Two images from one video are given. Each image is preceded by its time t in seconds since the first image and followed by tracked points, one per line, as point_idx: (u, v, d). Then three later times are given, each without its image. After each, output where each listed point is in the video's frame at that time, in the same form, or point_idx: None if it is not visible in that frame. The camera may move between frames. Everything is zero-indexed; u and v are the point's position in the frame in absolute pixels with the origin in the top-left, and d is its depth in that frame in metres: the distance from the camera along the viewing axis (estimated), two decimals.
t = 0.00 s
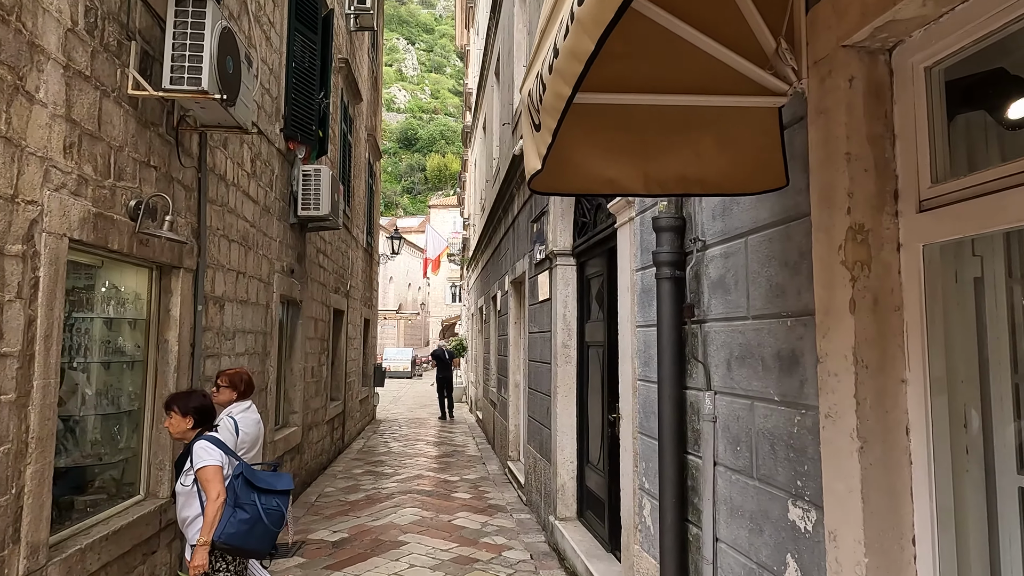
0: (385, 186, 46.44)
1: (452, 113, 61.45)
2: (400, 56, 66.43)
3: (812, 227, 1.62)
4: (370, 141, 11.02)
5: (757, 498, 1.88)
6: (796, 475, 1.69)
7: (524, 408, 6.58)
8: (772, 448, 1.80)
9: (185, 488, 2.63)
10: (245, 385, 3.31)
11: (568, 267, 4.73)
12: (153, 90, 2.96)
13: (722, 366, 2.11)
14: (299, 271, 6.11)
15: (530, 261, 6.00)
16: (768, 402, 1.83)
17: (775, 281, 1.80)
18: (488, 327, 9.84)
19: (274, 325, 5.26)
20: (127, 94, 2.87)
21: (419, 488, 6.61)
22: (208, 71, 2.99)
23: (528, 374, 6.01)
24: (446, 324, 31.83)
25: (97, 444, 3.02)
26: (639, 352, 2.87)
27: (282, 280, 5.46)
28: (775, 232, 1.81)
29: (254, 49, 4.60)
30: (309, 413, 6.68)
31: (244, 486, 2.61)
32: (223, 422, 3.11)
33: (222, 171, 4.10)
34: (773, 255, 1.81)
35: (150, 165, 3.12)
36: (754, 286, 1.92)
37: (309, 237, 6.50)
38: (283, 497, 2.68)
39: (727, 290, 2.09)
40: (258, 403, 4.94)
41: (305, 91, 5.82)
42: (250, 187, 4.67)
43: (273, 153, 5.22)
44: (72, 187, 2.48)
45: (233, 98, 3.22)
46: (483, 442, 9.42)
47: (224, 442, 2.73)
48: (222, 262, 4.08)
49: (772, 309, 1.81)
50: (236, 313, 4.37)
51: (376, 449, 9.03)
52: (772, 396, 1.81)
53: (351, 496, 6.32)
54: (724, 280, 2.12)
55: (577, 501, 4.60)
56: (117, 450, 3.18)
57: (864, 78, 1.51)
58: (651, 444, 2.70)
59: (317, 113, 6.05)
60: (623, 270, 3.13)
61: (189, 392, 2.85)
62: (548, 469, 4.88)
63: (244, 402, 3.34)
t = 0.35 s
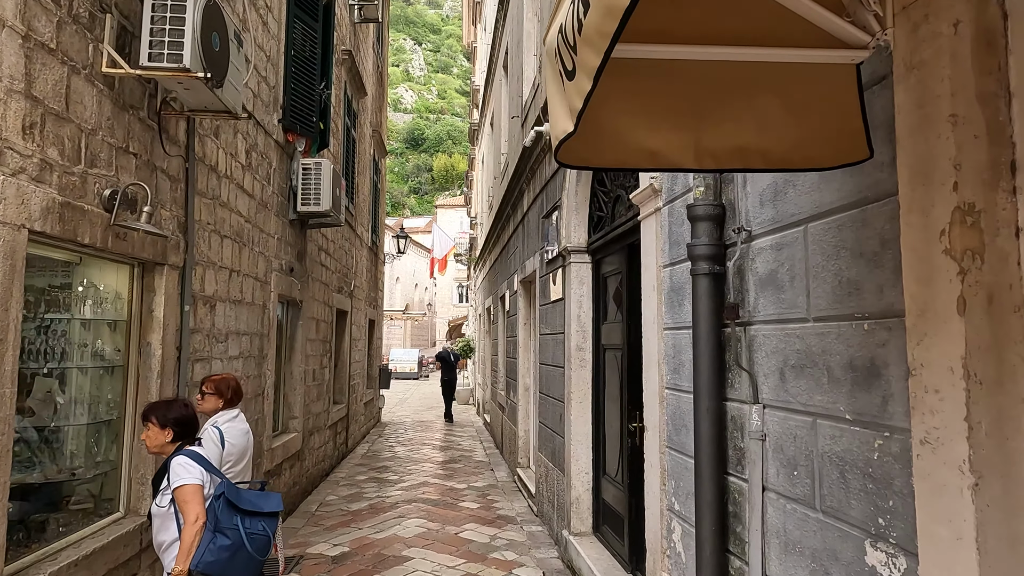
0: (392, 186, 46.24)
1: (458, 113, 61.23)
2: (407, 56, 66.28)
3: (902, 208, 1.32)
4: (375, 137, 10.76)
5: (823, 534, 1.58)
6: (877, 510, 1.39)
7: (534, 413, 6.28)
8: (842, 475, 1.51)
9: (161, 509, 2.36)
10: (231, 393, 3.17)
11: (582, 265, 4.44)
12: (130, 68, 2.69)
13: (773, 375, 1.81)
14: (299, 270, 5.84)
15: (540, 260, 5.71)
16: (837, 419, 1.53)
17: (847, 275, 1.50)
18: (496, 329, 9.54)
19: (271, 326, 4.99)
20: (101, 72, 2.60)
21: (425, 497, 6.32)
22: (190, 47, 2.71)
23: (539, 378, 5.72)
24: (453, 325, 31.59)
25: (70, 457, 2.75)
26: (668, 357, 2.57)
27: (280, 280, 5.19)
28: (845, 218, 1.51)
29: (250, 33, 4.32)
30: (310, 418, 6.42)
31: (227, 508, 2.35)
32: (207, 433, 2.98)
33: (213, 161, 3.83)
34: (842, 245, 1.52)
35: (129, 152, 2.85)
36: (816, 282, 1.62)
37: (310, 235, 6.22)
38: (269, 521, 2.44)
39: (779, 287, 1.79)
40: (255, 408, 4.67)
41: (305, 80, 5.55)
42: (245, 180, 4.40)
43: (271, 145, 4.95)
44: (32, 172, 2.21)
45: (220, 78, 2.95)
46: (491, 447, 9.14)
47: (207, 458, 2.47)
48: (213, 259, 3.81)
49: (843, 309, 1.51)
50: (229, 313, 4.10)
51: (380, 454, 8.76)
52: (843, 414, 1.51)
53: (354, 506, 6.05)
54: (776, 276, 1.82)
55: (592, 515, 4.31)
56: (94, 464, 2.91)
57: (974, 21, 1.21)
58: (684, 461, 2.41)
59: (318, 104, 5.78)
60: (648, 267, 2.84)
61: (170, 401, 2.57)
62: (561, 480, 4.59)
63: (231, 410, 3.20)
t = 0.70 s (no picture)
0: (398, 186, 46.03)
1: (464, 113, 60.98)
2: (413, 56, 66.04)
3: (1016, 153, 1.03)
4: (378, 131, 10.50)
5: (899, 566, 1.28)
6: (980, 542, 1.09)
7: (542, 414, 5.99)
8: (928, 495, 1.21)
9: (121, 523, 2.08)
10: (207, 392, 2.94)
11: (594, 256, 4.15)
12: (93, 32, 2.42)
13: (829, 371, 1.52)
14: (295, 264, 5.58)
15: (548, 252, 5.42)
16: (919, 425, 1.23)
17: (935, 247, 1.20)
18: (503, 327, 9.26)
19: (264, 322, 4.72)
20: (59, 36, 2.33)
21: (427, 502, 6.05)
22: (159, 8, 2.44)
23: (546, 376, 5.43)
24: (459, 325, 31.33)
25: (32, 463, 2.50)
26: (694, 352, 2.28)
27: (273, 274, 4.93)
28: (931, 176, 1.21)
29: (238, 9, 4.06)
30: (308, 420, 6.15)
31: (193, 523, 2.05)
32: (182, 435, 2.76)
33: (197, 144, 3.56)
34: (927, 210, 1.22)
35: (95, 127, 2.59)
36: (886, 257, 1.33)
37: (307, 228, 5.97)
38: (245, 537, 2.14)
39: (836, 266, 1.50)
40: (246, 409, 4.40)
41: (301, 65, 5.29)
42: (234, 166, 4.14)
43: (263, 131, 4.69)
44: None
45: (195, 46, 2.68)
46: (498, 449, 8.86)
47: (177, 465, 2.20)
48: (197, 249, 3.55)
49: (927, 289, 1.22)
50: (215, 307, 3.83)
51: (382, 456, 8.50)
52: (929, 419, 1.21)
53: (353, 511, 5.78)
54: (831, 253, 1.52)
55: (605, 524, 4.01)
56: (59, 471, 2.64)
57: None
58: (714, 471, 2.12)
59: (315, 90, 5.51)
60: (669, 253, 2.54)
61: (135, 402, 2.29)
62: (571, 486, 4.30)
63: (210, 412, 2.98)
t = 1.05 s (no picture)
0: (403, 184, 45.80)
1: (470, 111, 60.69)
2: (418, 54, 65.77)
3: None
4: (379, 127, 10.24)
5: None
6: None
7: (549, 419, 5.72)
8: None
9: (67, 554, 1.81)
10: (181, 401, 2.66)
11: (605, 251, 3.87)
12: None
13: (906, 385, 1.24)
14: (289, 262, 5.32)
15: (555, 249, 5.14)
16: None
17: None
18: (507, 327, 8.99)
19: (254, 323, 4.46)
20: (6, 3, 2.07)
21: (429, 511, 5.78)
22: None
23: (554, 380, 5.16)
24: (464, 325, 31.08)
25: None
26: (725, 358, 2.00)
27: (265, 272, 4.67)
28: None
29: None
30: (304, 424, 5.90)
31: (151, 560, 1.83)
32: (151, 449, 2.50)
33: (176, 131, 3.30)
34: None
35: (52, 107, 2.33)
36: (991, 243, 1.05)
37: (302, 224, 5.71)
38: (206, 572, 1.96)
39: (917, 257, 1.21)
40: (235, 416, 4.14)
41: (294, 51, 5.02)
42: (220, 156, 3.88)
43: (254, 120, 4.43)
44: None
45: (163, 17, 2.41)
46: (503, 454, 8.58)
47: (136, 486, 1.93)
48: (176, 244, 3.29)
49: None
50: (199, 307, 3.58)
51: (384, 461, 8.23)
52: None
53: (350, 521, 5.52)
54: (910, 241, 1.24)
55: (617, 540, 3.73)
56: (16, 488, 2.38)
57: None
58: (750, 495, 1.83)
59: (309, 79, 5.25)
60: (693, 246, 2.26)
61: (87, 413, 1.98)
62: (580, 498, 4.02)
63: (185, 422, 2.70)
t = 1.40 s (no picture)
0: (407, 184, 45.58)
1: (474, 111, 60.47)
2: (423, 54, 65.58)
3: None
4: (382, 121, 9.99)
5: None
6: None
7: (558, 421, 5.43)
8: None
9: None
10: (160, 403, 2.38)
11: (620, 241, 3.58)
12: None
13: None
14: (284, 256, 5.05)
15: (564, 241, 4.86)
16: None
17: None
18: (514, 326, 8.71)
19: (246, 319, 4.19)
20: None
21: (431, 518, 5.50)
22: None
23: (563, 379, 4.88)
24: (468, 326, 30.81)
25: None
26: (773, 354, 1.72)
27: (257, 265, 4.40)
28: None
29: None
30: (301, 427, 5.63)
31: None
32: (123, 455, 2.23)
33: (154, 108, 3.03)
34: None
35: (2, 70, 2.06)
36: None
37: (298, 216, 5.44)
38: None
39: None
40: (223, 418, 3.87)
41: (289, 33, 4.76)
42: (206, 140, 3.61)
43: (244, 103, 4.16)
44: None
45: None
46: (508, 457, 8.30)
47: (88, 503, 1.66)
48: (155, 232, 3.02)
49: None
50: (182, 300, 3.31)
51: (385, 464, 7.96)
52: None
53: (350, 528, 5.25)
54: None
55: (634, 554, 3.44)
56: None
57: None
58: (808, 515, 1.55)
59: (305, 63, 4.98)
60: (729, 227, 1.98)
61: (38, 416, 1.70)
62: (594, 507, 3.73)
63: (163, 426, 2.42)
